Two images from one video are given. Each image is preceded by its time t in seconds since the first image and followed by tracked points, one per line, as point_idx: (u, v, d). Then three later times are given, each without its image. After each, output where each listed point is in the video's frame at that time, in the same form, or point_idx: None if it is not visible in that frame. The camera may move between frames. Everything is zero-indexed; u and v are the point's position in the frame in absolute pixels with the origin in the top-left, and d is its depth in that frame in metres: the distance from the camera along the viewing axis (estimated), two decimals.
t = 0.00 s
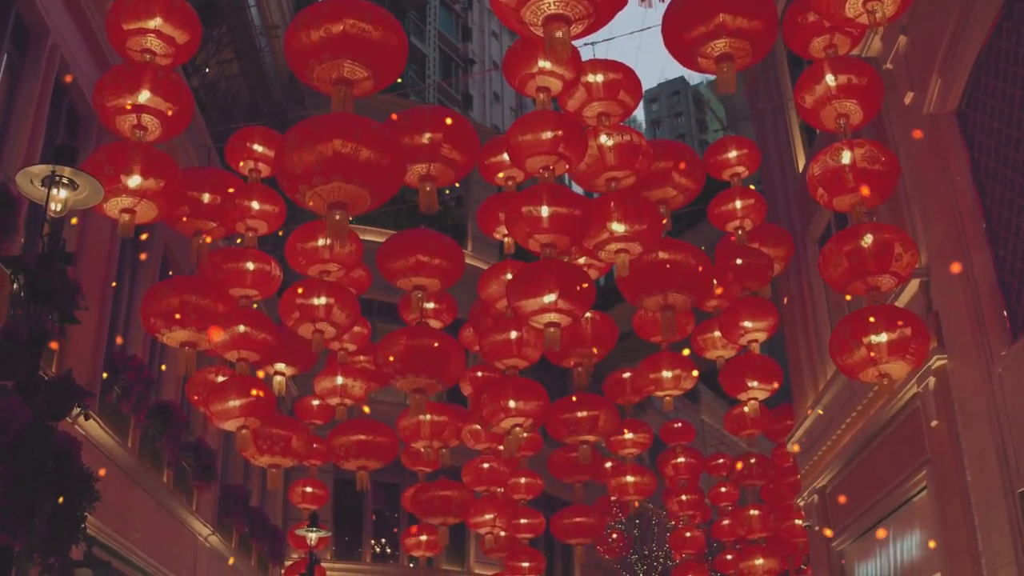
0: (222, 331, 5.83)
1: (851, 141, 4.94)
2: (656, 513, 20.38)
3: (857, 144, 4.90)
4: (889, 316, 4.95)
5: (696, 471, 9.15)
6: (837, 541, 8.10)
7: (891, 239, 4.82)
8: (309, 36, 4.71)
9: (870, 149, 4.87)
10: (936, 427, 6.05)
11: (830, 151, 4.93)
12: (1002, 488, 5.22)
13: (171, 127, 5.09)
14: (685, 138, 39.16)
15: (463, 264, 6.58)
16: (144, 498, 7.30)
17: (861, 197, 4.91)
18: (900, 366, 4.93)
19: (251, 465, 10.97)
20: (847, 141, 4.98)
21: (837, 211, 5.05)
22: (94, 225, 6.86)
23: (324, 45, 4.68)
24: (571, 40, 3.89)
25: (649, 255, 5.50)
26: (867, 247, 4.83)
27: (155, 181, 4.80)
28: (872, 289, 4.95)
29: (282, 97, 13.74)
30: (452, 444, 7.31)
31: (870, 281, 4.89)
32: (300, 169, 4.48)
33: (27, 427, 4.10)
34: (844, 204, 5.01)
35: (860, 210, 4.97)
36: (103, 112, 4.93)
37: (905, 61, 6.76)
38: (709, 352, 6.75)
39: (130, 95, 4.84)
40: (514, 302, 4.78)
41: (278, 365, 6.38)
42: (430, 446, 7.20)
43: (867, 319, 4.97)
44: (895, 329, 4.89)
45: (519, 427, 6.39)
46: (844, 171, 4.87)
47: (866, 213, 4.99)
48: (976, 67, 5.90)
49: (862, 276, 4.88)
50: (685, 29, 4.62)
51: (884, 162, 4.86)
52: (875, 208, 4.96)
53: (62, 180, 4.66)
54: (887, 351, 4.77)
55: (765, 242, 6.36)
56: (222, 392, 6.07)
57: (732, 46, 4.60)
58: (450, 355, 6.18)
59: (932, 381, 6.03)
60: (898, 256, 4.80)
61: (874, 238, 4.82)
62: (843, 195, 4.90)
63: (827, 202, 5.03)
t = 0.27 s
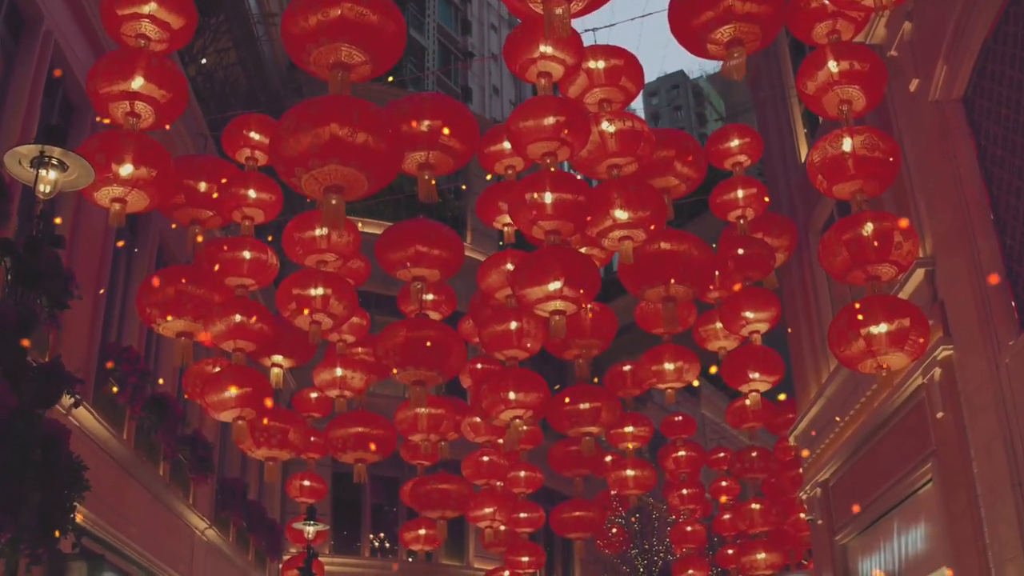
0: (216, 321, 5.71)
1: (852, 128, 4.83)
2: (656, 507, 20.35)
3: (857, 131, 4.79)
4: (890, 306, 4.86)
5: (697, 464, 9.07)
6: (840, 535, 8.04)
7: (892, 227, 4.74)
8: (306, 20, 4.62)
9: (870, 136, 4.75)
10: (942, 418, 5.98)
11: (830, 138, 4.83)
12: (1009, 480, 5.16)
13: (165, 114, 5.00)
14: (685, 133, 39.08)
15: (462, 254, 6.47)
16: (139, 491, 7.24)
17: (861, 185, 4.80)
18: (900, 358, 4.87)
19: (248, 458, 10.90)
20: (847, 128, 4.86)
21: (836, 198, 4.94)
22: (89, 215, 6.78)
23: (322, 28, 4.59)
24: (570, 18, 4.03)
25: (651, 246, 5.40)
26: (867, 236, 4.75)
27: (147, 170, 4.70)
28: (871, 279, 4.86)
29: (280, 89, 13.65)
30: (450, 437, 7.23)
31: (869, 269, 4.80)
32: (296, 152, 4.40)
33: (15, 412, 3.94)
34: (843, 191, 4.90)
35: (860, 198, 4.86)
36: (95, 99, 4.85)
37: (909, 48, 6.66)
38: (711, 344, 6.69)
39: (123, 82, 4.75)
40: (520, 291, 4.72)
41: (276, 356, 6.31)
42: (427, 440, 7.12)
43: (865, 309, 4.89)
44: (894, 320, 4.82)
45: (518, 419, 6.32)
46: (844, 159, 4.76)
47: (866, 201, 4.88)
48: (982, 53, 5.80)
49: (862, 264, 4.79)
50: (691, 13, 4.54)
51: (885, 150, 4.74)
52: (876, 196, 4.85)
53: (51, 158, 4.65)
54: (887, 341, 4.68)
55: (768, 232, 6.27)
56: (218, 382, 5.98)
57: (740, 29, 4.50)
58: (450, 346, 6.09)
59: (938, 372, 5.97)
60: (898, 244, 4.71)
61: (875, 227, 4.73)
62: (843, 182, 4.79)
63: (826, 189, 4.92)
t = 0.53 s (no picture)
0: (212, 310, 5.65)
1: (852, 115, 4.74)
2: (656, 503, 20.30)
3: (859, 118, 4.71)
4: (893, 296, 4.77)
5: (697, 459, 9.01)
6: (843, 529, 7.97)
7: (891, 216, 4.66)
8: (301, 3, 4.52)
9: (870, 122, 4.67)
10: (946, 408, 5.92)
11: (831, 125, 4.75)
12: (1016, 471, 5.09)
13: (157, 102, 4.88)
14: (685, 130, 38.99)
15: (462, 246, 6.33)
16: (135, 484, 7.18)
17: (862, 172, 4.72)
18: (900, 348, 4.78)
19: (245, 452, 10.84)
20: (848, 115, 4.77)
21: (837, 186, 4.86)
22: (84, 205, 6.73)
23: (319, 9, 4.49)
24: None
25: (653, 237, 5.25)
26: (867, 224, 4.67)
27: (137, 159, 4.60)
28: (872, 268, 4.79)
29: (277, 83, 13.55)
30: (448, 430, 7.16)
31: (869, 257, 4.73)
32: (292, 135, 4.34)
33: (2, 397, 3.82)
34: (844, 179, 4.81)
35: (860, 185, 4.78)
36: (87, 84, 4.73)
37: (914, 36, 6.56)
38: (713, 336, 6.62)
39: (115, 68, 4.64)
40: (522, 279, 4.64)
41: (273, 348, 6.23)
42: (426, 433, 7.04)
43: (864, 301, 4.79)
44: (894, 310, 4.73)
45: (518, 410, 6.26)
46: (845, 145, 4.68)
47: (867, 187, 4.80)
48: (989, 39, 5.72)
49: (861, 253, 4.72)
50: None
51: (885, 136, 4.65)
52: (877, 183, 4.77)
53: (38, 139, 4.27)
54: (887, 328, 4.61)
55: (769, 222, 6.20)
56: (213, 372, 5.92)
57: (751, 14, 4.45)
58: (451, 337, 6.00)
59: (943, 362, 5.90)
60: (898, 232, 4.63)
61: (876, 214, 4.65)
62: (843, 169, 4.71)
63: (826, 176, 4.84)
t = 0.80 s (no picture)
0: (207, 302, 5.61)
1: (854, 101, 4.66)
2: (656, 498, 20.24)
3: (861, 105, 4.62)
4: (896, 286, 4.68)
5: (698, 454, 8.94)
6: (845, 523, 7.91)
7: (893, 204, 4.59)
8: None
9: (873, 109, 4.59)
10: (951, 400, 5.85)
11: (833, 112, 4.66)
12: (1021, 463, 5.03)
13: (151, 89, 4.75)
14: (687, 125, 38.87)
15: (462, 237, 6.21)
16: (132, 478, 7.14)
17: (866, 159, 4.64)
18: (901, 339, 4.70)
19: (243, 445, 10.77)
20: (850, 101, 4.69)
21: (840, 174, 4.78)
22: (79, 197, 6.68)
23: None
24: None
25: (655, 227, 5.15)
26: (869, 212, 4.59)
27: (128, 147, 4.53)
28: (874, 256, 4.71)
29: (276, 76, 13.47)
30: (447, 425, 7.09)
31: (871, 246, 4.65)
32: (289, 119, 4.28)
33: None
34: (847, 167, 4.73)
35: (864, 173, 4.71)
36: (79, 69, 4.60)
37: (918, 23, 6.47)
38: (717, 331, 6.55)
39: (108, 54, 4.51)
40: (526, 265, 4.58)
41: (270, 341, 6.16)
42: (425, 426, 6.96)
43: (867, 290, 4.72)
44: (896, 299, 4.66)
45: (516, 403, 6.16)
46: (848, 132, 4.60)
47: (870, 175, 4.73)
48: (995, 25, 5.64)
49: (864, 241, 4.64)
50: None
51: (888, 123, 4.58)
52: (880, 170, 4.70)
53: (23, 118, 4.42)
54: (890, 318, 4.54)
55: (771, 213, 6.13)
56: (207, 363, 5.86)
57: None
58: (450, 329, 5.91)
59: (949, 353, 5.84)
60: (901, 220, 4.56)
61: (879, 202, 4.57)
62: (845, 156, 4.63)
63: (829, 164, 4.76)
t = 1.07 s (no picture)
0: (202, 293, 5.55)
1: (859, 88, 4.58)
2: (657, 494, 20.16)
3: (865, 92, 4.53)
4: (901, 274, 4.63)
5: (699, 449, 8.87)
6: (848, 518, 7.84)
7: (897, 192, 4.51)
8: None
9: (877, 95, 4.51)
10: (955, 392, 5.78)
11: (838, 100, 4.59)
12: None
13: (144, 77, 4.61)
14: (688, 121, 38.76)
15: (461, 229, 6.13)
16: (127, 472, 7.08)
17: (871, 147, 4.56)
18: (906, 329, 4.63)
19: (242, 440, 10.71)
20: (854, 89, 4.62)
21: (845, 162, 4.70)
22: (72, 188, 6.62)
23: None
24: None
25: (658, 218, 5.08)
26: (874, 201, 4.52)
27: (120, 134, 4.46)
28: (879, 245, 4.64)
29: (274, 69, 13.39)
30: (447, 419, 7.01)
31: (875, 235, 4.58)
32: (287, 106, 4.21)
33: None
34: (853, 155, 4.66)
35: (869, 161, 4.63)
36: (71, 55, 4.46)
37: (923, 11, 6.39)
38: (718, 324, 6.46)
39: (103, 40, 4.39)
40: (529, 251, 4.54)
41: (267, 334, 6.11)
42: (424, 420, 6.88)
43: (871, 280, 4.66)
44: (900, 289, 4.59)
45: (513, 394, 6.13)
46: (852, 120, 4.52)
47: (875, 163, 4.65)
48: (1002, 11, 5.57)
49: (868, 230, 4.57)
50: None
51: (894, 110, 4.50)
52: (886, 158, 4.63)
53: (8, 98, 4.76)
54: (894, 308, 4.49)
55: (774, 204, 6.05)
56: (202, 354, 5.80)
57: None
58: (451, 320, 5.82)
59: (954, 344, 5.77)
60: (907, 208, 4.49)
61: (884, 191, 4.51)
62: (851, 144, 4.55)
63: (834, 153, 4.69)
